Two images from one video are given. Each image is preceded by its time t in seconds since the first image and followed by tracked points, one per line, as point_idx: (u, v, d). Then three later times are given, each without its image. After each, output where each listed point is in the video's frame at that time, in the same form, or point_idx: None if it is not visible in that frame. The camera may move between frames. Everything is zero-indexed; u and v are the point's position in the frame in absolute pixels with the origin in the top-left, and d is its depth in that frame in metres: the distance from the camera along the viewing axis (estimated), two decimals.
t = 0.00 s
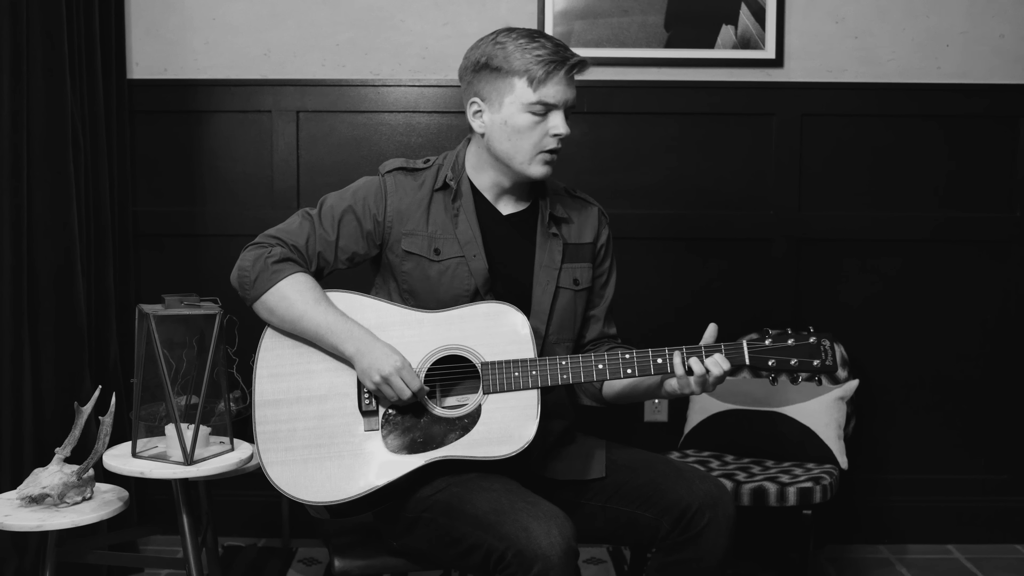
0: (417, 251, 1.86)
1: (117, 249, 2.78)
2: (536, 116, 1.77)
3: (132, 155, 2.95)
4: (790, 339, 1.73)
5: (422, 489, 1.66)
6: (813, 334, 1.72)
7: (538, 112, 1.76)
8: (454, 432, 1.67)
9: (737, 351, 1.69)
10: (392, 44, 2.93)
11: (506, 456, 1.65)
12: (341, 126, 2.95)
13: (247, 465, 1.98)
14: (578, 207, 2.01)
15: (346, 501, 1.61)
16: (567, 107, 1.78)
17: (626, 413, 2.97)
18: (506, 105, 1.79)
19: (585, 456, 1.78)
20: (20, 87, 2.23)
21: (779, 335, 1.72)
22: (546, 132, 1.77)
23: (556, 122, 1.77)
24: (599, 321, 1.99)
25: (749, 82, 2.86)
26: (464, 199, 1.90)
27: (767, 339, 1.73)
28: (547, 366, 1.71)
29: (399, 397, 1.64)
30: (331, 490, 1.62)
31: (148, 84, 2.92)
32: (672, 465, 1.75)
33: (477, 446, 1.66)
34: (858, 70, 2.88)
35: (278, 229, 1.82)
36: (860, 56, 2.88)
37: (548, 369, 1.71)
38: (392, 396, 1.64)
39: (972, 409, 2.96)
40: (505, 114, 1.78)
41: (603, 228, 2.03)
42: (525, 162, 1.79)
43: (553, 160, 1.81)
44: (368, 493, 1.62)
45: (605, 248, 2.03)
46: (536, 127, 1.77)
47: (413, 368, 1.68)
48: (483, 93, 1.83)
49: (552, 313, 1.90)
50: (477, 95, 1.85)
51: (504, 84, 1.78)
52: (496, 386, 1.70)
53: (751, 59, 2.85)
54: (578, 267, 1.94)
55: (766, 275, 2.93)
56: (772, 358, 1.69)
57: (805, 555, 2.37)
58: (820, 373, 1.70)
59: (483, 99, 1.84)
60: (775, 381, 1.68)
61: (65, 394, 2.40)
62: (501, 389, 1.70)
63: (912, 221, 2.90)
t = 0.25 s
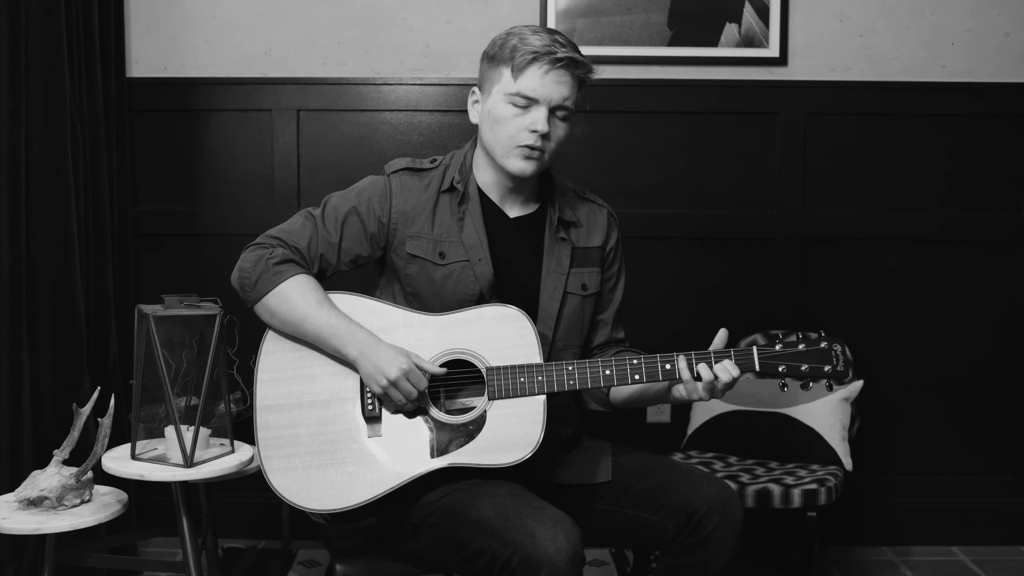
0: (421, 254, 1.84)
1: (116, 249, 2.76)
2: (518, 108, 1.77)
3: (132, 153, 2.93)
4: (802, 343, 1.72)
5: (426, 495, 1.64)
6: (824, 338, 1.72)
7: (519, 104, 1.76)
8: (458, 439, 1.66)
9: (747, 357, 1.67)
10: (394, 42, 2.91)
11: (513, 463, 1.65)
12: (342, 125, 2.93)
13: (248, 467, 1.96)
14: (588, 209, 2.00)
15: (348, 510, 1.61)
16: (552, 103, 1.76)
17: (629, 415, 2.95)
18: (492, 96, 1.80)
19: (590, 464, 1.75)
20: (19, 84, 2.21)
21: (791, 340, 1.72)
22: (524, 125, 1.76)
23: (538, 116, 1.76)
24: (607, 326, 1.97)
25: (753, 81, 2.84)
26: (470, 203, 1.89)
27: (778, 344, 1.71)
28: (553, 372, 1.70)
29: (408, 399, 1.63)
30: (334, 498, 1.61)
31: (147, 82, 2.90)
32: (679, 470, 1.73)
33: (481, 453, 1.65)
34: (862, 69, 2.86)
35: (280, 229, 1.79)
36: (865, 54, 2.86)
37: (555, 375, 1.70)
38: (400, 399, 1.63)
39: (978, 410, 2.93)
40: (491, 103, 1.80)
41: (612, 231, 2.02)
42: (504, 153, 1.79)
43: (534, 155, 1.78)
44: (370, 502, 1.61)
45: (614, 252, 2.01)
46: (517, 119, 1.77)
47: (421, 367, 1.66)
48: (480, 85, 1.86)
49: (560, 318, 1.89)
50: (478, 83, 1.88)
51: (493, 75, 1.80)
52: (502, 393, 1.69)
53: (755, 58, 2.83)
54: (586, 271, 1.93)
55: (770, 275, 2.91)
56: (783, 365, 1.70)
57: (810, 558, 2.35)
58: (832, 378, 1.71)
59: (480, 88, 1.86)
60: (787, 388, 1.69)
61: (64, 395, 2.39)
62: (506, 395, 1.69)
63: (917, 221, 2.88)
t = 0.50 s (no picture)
0: (427, 254, 1.82)
1: (115, 249, 2.74)
2: (508, 99, 1.76)
3: (131, 153, 2.91)
4: (812, 348, 1.68)
5: (429, 499, 1.61)
6: (835, 343, 1.68)
7: (508, 94, 1.75)
8: (461, 444, 1.63)
9: (756, 362, 1.66)
10: (395, 41, 2.89)
11: (516, 469, 1.63)
12: (343, 125, 2.91)
13: (249, 471, 1.94)
14: (596, 211, 1.98)
15: (350, 514, 1.59)
16: (540, 93, 1.74)
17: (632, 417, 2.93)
18: (487, 91, 1.81)
19: (597, 468, 1.73)
20: (18, 83, 2.19)
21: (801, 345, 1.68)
22: (512, 116, 1.75)
23: (526, 105, 1.74)
24: (613, 330, 1.96)
25: (757, 80, 2.82)
26: (477, 202, 1.87)
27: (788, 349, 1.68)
28: (559, 376, 1.67)
29: (402, 413, 1.61)
30: (335, 503, 1.59)
31: (147, 80, 2.87)
32: (686, 474, 1.71)
33: (485, 458, 1.63)
34: (867, 68, 2.83)
35: (284, 228, 1.77)
36: (870, 53, 2.83)
37: (561, 380, 1.67)
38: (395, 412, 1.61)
39: (983, 412, 2.91)
40: (485, 96, 1.80)
41: (620, 233, 2.00)
42: (494, 145, 1.77)
43: (524, 146, 1.75)
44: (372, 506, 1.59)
45: (621, 255, 1.99)
46: (506, 110, 1.75)
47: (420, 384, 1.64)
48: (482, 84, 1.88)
49: (566, 322, 1.87)
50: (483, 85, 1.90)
51: (489, 72, 1.82)
52: (506, 397, 1.67)
53: (759, 57, 2.81)
54: (593, 275, 1.90)
55: (775, 276, 2.89)
56: (792, 370, 1.65)
57: (815, 561, 2.33)
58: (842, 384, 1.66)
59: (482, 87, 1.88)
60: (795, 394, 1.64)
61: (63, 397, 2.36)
62: (511, 400, 1.66)
63: (922, 221, 2.86)
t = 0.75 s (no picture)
0: (427, 253, 1.80)
1: (115, 249, 2.72)
2: (516, 93, 1.74)
3: (130, 152, 2.89)
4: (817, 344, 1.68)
5: (432, 500, 1.60)
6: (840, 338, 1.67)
7: (516, 88, 1.74)
8: (464, 443, 1.61)
9: (762, 359, 1.64)
10: (396, 40, 2.87)
11: (519, 468, 1.60)
12: (344, 124, 2.89)
13: (250, 472, 1.92)
14: (597, 208, 1.96)
15: (352, 515, 1.57)
16: (548, 85, 1.73)
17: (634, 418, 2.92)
18: (490, 86, 1.79)
19: (600, 467, 1.72)
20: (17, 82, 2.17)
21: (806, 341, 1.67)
22: (521, 109, 1.73)
23: (535, 98, 1.73)
24: (616, 327, 1.94)
25: (760, 79, 2.80)
26: (477, 200, 1.85)
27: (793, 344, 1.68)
28: (562, 374, 1.65)
29: (409, 406, 1.59)
30: (337, 504, 1.57)
31: (147, 79, 2.86)
32: (691, 475, 1.70)
33: (488, 457, 1.60)
34: (871, 67, 2.82)
35: (283, 229, 1.75)
36: (874, 52, 2.82)
37: (563, 378, 1.65)
38: (402, 405, 1.59)
39: (987, 413, 2.90)
40: (489, 92, 1.78)
41: (621, 230, 1.98)
42: (504, 140, 1.75)
43: (535, 139, 1.74)
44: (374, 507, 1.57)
45: (623, 252, 1.98)
46: (514, 103, 1.74)
47: (425, 375, 1.62)
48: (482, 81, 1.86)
49: (568, 319, 1.85)
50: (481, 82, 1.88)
51: (491, 67, 1.80)
52: (508, 395, 1.64)
53: (762, 55, 2.80)
54: (595, 271, 1.89)
55: (778, 276, 2.88)
56: (797, 366, 1.65)
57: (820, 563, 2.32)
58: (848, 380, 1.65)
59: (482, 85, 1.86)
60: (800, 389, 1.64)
61: (63, 398, 2.35)
62: (513, 398, 1.64)
63: (926, 221, 2.84)
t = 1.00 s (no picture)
0: (427, 251, 1.79)
1: (114, 249, 2.71)
2: (515, 91, 1.73)
3: (130, 151, 2.88)
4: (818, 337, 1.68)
5: (435, 500, 1.59)
6: (840, 332, 1.68)
7: (515, 86, 1.73)
8: (467, 440, 1.60)
9: (763, 352, 1.65)
10: (397, 39, 2.86)
11: (523, 463, 1.59)
12: (344, 123, 2.88)
13: (250, 474, 1.91)
14: (595, 207, 1.95)
15: (354, 514, 1.55)
16: (548, 83, 1.72)
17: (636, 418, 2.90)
18: (489, 84, 1.78)
19: (601, 466, 1.71)
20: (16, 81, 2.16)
21: (806, 334, 1.68)
22: (522, 107, 1.72)
23: (535, 96, 1.72)
24: (615, 326, 1.93)
25: (762, 78, 2.79)
26: (476, 197, 1.84)
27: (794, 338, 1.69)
28: (563, 370, 1.66)
29: (410, 406, 1.57)
30: (339, 503, 1.55)
31: (146, 78, 2.84)
32: (694, 476, 1.69)
33: (491, 454, 1.59)
34: (874, 66, 2.81)
35: (283, 229, 1.74)
36: (876, 51, 2.81)
37: (565, 373, 1.66)
38: (402, 405, 1.57)
39: (990, 413, 2.89)
40: (489, 91, 1.77)
41: (620, 229, 1.97)
42: (504, 138, 1.74)
43: (536, 137, 1.73)
44: (376, 506, 1.55)
45: (621, 251, 1.97)
46: (515, 102, 1.73)
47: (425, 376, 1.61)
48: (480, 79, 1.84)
49: (568, 317, 1.83)
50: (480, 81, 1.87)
51: (489, 66, 1.79)
52: (511, 392, 1.64)
53: (764, 54, 2.79)
54: (594, 269, 1.87)
55: (780, 275, 2.87)
56: (798, 359, 1.66)
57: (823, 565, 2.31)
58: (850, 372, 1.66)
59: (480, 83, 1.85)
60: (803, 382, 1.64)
61: (62, 399, 2.33)
62: (516, 394, 1.64)
63: (928, 221, 2.84)
